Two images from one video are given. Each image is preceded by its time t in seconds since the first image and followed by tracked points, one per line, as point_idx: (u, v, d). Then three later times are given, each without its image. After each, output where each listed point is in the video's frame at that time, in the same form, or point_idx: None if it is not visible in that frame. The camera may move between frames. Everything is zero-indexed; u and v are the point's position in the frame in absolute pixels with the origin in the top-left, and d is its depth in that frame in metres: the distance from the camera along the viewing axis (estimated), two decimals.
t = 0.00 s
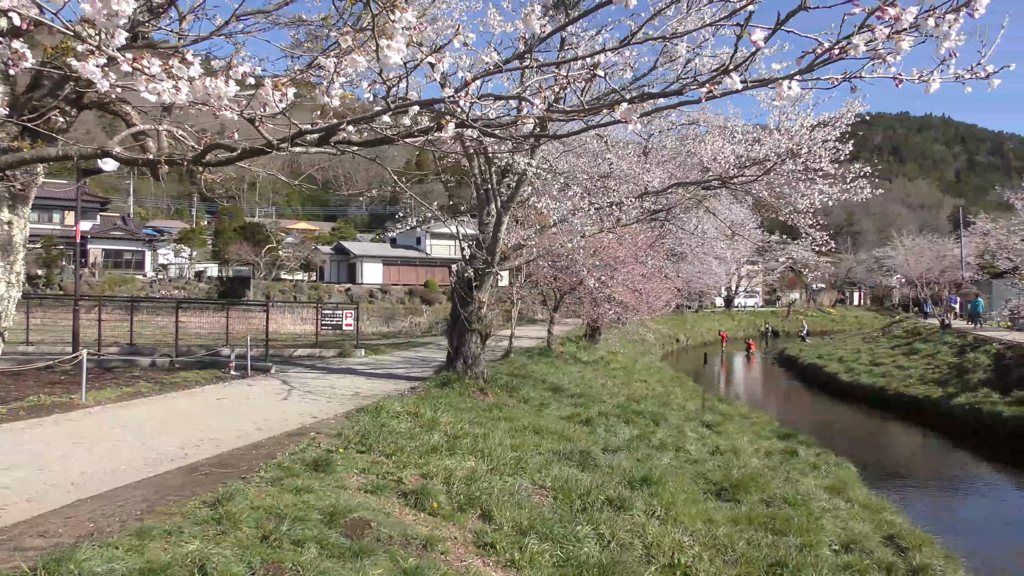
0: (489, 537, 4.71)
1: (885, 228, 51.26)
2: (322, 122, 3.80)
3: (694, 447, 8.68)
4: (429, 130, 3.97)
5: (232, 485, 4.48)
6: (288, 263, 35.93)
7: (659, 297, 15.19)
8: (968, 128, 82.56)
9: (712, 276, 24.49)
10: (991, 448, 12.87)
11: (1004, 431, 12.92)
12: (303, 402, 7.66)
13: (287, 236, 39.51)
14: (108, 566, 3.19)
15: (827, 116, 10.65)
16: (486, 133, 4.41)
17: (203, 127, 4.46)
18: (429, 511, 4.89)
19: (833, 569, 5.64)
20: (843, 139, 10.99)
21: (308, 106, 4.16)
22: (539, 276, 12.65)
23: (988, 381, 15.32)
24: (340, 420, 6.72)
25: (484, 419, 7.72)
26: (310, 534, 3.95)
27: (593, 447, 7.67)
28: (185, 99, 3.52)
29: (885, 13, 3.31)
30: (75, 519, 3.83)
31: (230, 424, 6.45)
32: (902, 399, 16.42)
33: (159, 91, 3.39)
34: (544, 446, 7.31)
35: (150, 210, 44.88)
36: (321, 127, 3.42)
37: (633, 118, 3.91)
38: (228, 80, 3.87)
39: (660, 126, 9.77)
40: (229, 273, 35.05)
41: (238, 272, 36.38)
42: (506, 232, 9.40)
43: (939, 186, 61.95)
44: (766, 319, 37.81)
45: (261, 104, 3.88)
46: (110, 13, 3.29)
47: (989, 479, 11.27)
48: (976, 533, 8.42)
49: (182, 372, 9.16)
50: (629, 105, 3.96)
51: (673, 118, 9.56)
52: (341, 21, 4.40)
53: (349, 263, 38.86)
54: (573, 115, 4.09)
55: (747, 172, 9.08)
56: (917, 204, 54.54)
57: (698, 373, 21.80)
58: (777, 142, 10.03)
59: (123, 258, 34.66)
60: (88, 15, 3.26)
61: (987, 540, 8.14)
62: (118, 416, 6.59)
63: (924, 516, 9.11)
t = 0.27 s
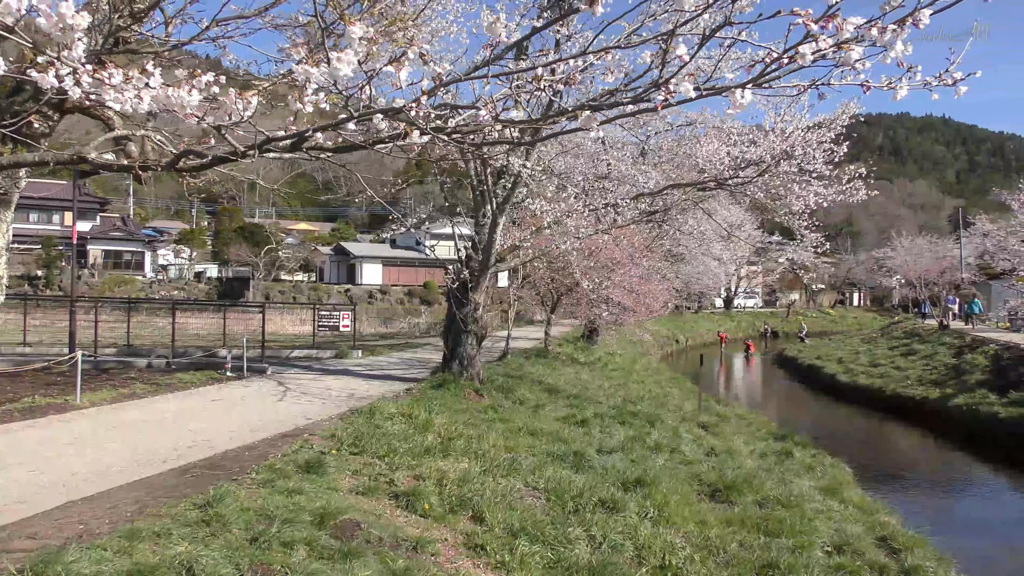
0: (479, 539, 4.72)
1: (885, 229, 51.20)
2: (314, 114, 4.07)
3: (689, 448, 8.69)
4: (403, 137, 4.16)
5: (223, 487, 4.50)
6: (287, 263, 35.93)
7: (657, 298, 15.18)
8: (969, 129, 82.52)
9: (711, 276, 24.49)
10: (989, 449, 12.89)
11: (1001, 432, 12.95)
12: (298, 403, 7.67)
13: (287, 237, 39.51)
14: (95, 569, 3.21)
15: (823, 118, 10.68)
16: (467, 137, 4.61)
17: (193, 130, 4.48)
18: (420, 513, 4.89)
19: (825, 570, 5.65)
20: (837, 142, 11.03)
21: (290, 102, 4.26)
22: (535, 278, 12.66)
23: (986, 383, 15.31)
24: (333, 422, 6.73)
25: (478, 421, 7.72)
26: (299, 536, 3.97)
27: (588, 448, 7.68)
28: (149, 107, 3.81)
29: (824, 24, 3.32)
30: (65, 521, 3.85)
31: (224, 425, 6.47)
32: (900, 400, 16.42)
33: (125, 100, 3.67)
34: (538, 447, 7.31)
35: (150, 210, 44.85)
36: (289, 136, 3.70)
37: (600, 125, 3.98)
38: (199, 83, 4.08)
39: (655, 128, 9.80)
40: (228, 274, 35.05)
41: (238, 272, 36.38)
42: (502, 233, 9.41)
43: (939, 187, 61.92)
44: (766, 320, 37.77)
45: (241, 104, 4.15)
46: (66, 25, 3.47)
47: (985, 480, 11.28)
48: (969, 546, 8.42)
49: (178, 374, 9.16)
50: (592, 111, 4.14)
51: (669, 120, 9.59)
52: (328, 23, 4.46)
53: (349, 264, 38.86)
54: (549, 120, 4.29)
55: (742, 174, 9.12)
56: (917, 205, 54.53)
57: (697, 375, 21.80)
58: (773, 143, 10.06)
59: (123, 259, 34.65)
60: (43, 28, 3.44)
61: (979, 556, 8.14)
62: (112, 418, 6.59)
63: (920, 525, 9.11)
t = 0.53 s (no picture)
0: (466, 541, 4.72)
1: (883, 230, 51.26)
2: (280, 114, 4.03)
3: (682, 449, 8.70)
4: (359, 145, 4.20)
5: (210, 489, 4.50)
6: (285, 264, 35.93)
7: (652, 299, 15.18)
8: (967, 129, 82.58)
9: (708, 277, 24.50)
10: (983, 450, 12.92)
11: (995, 433, 12.99)
12: (291, 405, 7.67)
13: (285, 238, 39.53)
14: (78, 571, 3.21)
15: (816, 121, 10.72)
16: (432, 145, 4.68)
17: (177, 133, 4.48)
18: (409, 515, 4.90)
19: (815, 572, 5.66)
20: (831, 144, 11.06)
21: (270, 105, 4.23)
22: (530, 279, 12.66)
23: (981, 383, 15.34)
24: (324, 423, 6.73)
25: (470, 422, 7.72)
26: (285, 538, 3.97)
27: (580, 450, 7.67)
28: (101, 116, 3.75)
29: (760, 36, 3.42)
30: (50, 523, 3.85)
31: (214, 426, 6.47)
32: (895, 401, 16.45)
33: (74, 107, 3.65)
34: (529, 449, 7.31)
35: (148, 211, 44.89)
36: (255, 140, 3.69)
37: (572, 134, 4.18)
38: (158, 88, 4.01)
39: (649, 129, 9.84)
40: (226, 275, 35.05)
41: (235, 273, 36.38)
42: (495, 235, 9.41)
43: (937, 187, 61.97)
44: (763, 321, 37.80)
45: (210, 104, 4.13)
46: (8, 36, 3.40)
47: (979, 481, 11.29)
48: (960, 547, 8.45)
49: (171, 375, 9.16)
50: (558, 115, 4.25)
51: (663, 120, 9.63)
52: (312, 27, 4.46)
53: (347, 265, 38.87)
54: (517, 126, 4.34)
55: (734, 175, 9.16)
56: (915, 206, 54.58)
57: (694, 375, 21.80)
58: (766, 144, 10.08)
59: (120, 260, 34.64)
60: None
61: (970, 558, 8.16)
62: (102, 419, 6.59)
63: (912, 527, 9.13)
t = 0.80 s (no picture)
0: (452, 541, 4.72)
1: (881, 231, 51.32)
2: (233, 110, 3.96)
3: (673, 450, 8.69)
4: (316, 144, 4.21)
5: (193, 490, 4.49)
6: (282, 265, 35.92)
7: (646, 300, 15.18)
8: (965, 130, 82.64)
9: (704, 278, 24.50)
10: (977, 451, 12.93)
11: (989, 434, 13.01)
12: (281, 406, 7.66)
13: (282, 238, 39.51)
14: (56, 572, 3.20)
15: (808, 121, 10.73)
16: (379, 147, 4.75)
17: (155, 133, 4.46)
18: (394, 516, 4.89)
19: (803, 573, 5.65)
20: (822, 145, 11.09)
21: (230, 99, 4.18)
22: (523, 279, 12.66)
23: (975, 384, 15.35)
24: (313, 424, 6.71)
25: (461, 423, 7.70)
26: (268, 539, 3.96)
27: (571, 451, 7.66)
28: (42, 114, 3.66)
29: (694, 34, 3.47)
30: (30, 524, 3.84)
31: (202, 427, 6.45)
32: (890, 402, 16.45)
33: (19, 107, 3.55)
34: (519, 450, 7.30)
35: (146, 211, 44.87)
36: (203, 141, 3.69)
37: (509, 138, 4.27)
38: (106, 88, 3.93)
39: (642, 130, 9.84)
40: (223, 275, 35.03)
41: (232, 273, 36.36)
42: (487, 235, 9.39)
43: (935, 188, 62.01)
44: (760, 322, 37.81)
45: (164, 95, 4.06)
46: None
47: (972, 482, 11.30)
48: (949, 548, 8.46)
49: (162, 376, 9.14)
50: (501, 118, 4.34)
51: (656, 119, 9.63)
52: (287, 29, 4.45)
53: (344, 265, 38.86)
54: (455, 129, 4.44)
55: (726, 176, 9.18)
56: (913, 207, 54.63)
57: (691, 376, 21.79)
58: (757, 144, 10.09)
59: (117, 260, 34.62)
60: None
61: (960, 558, 8.17)
62: (90, 420, 6.58)
63: (902, 528, 9.14)
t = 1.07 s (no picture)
0: (439, 541, 4.72)
1: (879, 231, 51.33)
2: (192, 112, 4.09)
3: (666, 450, 8.69)
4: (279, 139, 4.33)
5: (180, 490, 4.49)
6: (280, 265, 35.90)
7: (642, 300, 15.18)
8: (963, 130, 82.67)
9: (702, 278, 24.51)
10: (971, 451, 12.94)
11: (983, 435, 13.02)
12: (272, 406, 7.65)
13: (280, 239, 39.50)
14: (38, 572, 3.21)
15: (801, 122, 10.75)
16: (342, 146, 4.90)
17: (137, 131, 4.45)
18: (381, 516, 4.89)
19: (792, 573, 5.65)
20: (814, 146, 11.12)
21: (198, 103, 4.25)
22: (517, 280, 12.65)
23: (971, 384, 15.36)
24: (304, 424, 6.71)
25: (453, 424, 7.70)
26: (252, 539, 3.96)
27: (563, 451, 7.66)
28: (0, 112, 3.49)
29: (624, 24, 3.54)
30: (15, 524, 3.84)
31: (192, 427, 6.46)
32: (885, 402, 16.46)
33: None
34: (511, 450, 7.30)
35: (144, 212, 44.82)
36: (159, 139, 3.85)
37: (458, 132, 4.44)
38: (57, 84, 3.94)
39: (636, 129, 9.85)
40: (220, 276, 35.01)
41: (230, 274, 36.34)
42: (480, 235, 9.39)
43: (933, 188, 62.03)
44: (759, 322, 37.81)
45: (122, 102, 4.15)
46: None
47: (967, 482, 11.31)
48: (939, 548, 8.49)
49: (154, 376, 9.13)
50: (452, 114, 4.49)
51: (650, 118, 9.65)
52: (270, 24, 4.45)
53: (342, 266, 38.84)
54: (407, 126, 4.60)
55: (718, 176, 9.19)
56: (911, 207, 54.65)
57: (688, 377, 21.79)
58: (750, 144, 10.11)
59: (115, 261, 34.58)
60: None
61: (951, 558, 8.19)
62: (80, 420, 6.57)
63: (893, 527, 9.15)
